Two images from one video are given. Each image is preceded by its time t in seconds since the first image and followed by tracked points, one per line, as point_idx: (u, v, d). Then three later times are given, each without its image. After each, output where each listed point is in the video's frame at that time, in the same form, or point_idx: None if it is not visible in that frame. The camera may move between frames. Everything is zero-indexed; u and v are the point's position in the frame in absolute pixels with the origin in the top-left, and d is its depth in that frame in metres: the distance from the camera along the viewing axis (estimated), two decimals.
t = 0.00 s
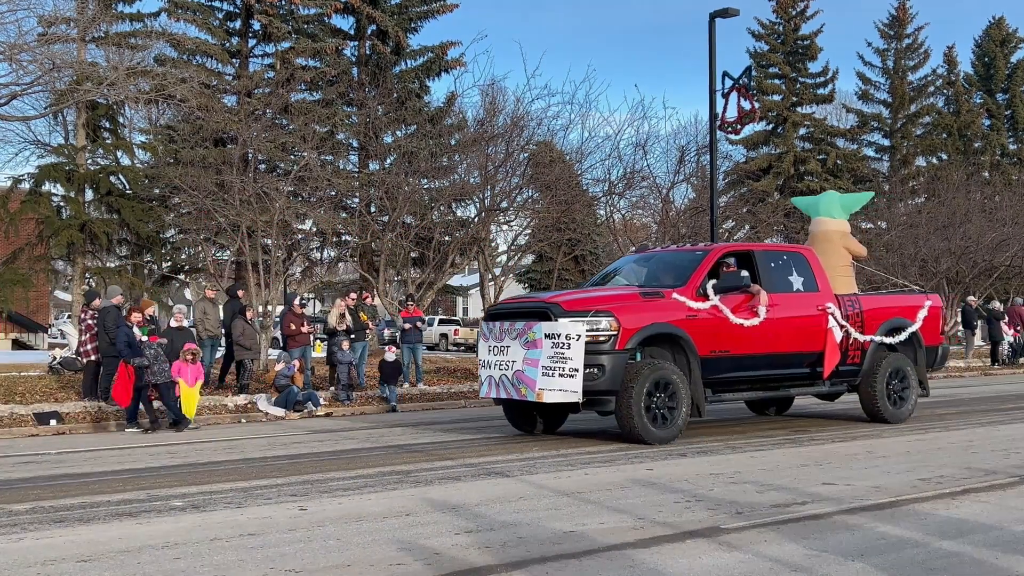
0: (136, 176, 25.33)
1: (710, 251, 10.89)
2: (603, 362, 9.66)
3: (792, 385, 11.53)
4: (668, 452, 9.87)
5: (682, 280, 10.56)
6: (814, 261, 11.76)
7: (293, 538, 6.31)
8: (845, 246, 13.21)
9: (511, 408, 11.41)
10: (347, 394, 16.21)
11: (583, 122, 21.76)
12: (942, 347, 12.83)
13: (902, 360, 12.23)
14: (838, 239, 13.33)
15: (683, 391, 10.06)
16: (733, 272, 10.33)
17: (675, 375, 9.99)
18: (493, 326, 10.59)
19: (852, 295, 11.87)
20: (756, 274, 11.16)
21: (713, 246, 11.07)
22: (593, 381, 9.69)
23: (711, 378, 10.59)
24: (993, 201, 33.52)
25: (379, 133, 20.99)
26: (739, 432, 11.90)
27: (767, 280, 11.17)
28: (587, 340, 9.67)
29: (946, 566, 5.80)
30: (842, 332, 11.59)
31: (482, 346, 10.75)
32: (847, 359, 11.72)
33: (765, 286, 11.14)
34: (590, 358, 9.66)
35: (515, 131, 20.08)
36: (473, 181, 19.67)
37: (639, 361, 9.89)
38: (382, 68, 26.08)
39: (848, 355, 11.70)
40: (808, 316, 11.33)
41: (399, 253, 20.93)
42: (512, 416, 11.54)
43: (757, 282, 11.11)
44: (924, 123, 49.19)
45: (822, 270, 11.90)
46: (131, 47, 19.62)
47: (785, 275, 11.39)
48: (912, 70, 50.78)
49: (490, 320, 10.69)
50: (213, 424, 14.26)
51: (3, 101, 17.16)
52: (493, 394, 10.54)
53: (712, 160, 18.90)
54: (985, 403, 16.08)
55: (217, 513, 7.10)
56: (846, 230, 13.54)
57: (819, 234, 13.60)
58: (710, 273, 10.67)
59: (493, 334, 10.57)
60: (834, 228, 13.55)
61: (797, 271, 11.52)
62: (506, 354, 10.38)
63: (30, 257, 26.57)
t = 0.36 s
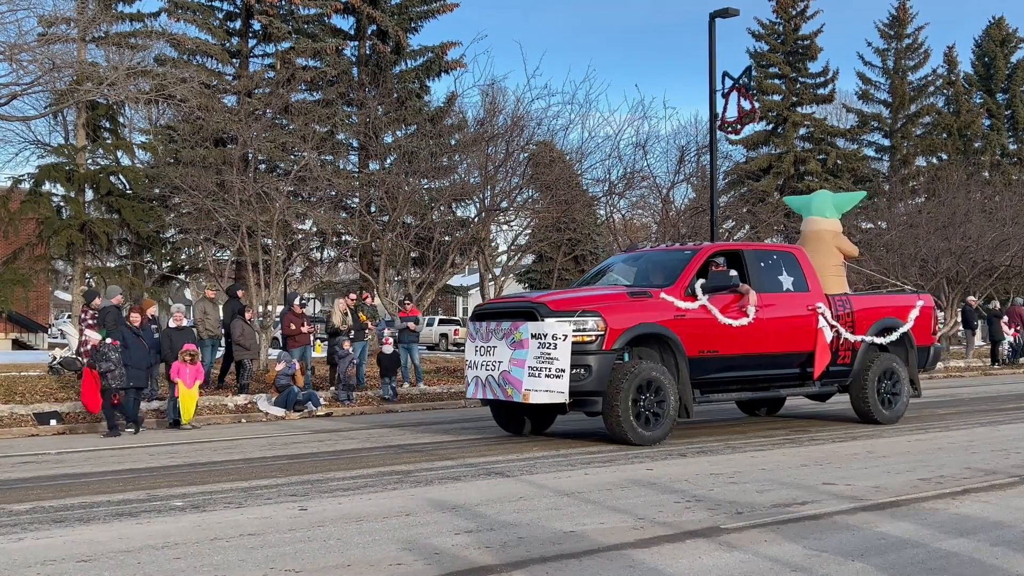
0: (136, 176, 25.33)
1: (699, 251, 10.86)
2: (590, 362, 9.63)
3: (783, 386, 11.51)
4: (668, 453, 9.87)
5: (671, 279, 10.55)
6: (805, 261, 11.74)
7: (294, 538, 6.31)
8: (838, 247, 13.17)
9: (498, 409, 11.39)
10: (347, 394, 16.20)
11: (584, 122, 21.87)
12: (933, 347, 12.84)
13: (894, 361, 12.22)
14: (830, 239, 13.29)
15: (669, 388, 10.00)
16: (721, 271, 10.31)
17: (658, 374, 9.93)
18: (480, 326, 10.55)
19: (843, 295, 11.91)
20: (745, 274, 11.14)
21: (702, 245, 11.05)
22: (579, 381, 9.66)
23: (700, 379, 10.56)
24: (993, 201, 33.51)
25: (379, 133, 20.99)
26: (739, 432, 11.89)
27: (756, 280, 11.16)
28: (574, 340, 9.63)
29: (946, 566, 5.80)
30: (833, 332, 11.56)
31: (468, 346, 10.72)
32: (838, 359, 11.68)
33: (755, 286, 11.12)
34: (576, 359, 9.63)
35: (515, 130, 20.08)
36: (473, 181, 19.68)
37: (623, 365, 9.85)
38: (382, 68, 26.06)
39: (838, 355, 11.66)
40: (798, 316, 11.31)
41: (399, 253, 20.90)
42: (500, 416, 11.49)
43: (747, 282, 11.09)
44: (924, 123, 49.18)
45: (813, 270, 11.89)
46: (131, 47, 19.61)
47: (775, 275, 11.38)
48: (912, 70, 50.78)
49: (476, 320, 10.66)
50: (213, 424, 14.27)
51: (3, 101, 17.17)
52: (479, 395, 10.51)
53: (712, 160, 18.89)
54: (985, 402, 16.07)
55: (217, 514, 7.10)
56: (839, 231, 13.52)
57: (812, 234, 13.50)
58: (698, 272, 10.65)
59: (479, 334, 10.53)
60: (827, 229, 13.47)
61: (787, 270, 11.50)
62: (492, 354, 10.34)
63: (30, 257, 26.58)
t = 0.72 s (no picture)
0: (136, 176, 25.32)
1: (688, 250, 10.85)
2: (577, 363, 9.60)
3: (773, 386, 11.50)
4: (668, 453, 9.88)
5: (659, 279, 10.52)
6: (795, 261, 11.74)
7: (294, 539, 6.31)
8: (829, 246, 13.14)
9: (486, 409, 11.33)
10: (347, 394, 16.21)
11: (584, 123, 21.88)
12: (926, 347, 12.80)
13: (887, 363, 12.20)
14: (821, 238, 13.27)
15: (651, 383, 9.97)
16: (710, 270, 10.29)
17: (637, 374, 9.87)
18: (467, 326, 10.50)
19: (833, 295, 11.91)
20: (735, 273, 11.14)
21: (691, 245, 11.03)
22: (566, 382, 9.63)
23: (689, 379, 10.54)
24: (993, 201, 33.51)
25: (379, 133, 21.00)
26: (738, 432, 11.89)
27: (746, 279, 11.14)
28: (560, 340, 9.59)
29: (946, 566, 5.80)
30: (823, 332, 11.55)
31: (456, 347, 10.66)
32: (828, 360, 11.67)
33: (745, 285, 11.11)
34: (564, 359, 9.61)
35: (515, 130, 20.09)
36: (473, 181, 19.70)
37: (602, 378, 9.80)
38: (382, 68, 26.04)
39: (829, 355, 11.66)
40: (788, 316, 11.30)
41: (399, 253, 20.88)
42: (487, 416, 11.47)
43: (737, 282, 11.08)
44: (924, 123, 49.19)
45: (803, 269, 11.88)
46: (131, 47, 19.62)
47: (765, 274, 11.37)
48: (912, 70, 50.78)
49: (464, 321, 10.61)
50: (213, 424, 14.27)
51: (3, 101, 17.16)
52: (466, 396, 10.46)
53: (712, 160, 18.89)
54: (985, 403, 16.06)
55: (218, 514, 7.10)
56: (831, 229, 13.50)
57: (802, 233, 13.46)
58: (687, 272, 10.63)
59: (467, 334, 10.49)
60: (818, 228, 13.43)
61: (777, 270, 11.50)
62: (480, 354, 10.29)
63: (30, 257, 26.58)
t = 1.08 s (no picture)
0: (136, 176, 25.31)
1: (677, 250, 10.83)
2: (564, 363, 9.57)
3: (764, 386, 11.46)
4: (668, 453, 9.88)
5: (648, 279, 10.49)
6: (785, 261, 11.72)
7: (294, 538, 6.31)
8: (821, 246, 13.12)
9: (473, 409, 11.28)
10: (347, 394, 16.21)
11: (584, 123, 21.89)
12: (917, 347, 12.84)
13: (876, 363, 12.17)
14: (812, 238, 13.19)
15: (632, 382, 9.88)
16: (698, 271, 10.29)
17: (618, 380, 9.77)
18: (453, 326, 10.44)
19: (824, 295, 11.90)
20: (724, 273, 11.13)
21: (680, 245, 11.01)
22: (553, 383, 9.61)
23: (678, 379, 10.51)
24: (993, 201, 33.51)
25: (379, 133, 20.98)
26: (738, 432, 11.88)
27: (735, 279, 11.13)
28: (547, 340, 9.56)
29: (946, 566, 5.79)
30: (813, 333, 11.54)
31: (441, 347, 10.57)
32: (819, 360, 11.66)
33: (734, 285, 11.10)
34: (550, 360, 9.57)
35: (515, 131, 20.10)
36: (473, 181, 19.72)
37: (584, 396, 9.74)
38: (382, 68, 26.05)
39: (819, 356, 11.65)
40: (778, 316, 11.28)
41: (399, 253, 20.87)
42: (474, 417, 11.40)
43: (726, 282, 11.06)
44: (924, 123, 49.19)
45: (793, 270, 11.87)
46: (131, 48, 19.61)
47: (754, 274, 11.35)
48: (912, 70, 50.78)
49: (450, 320, 10.54)
50: (214, 424, 14.27)
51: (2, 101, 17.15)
52: (452, 396, 10.37)
53: (712, 160, 18.89)
54: (985, 403, 16.05)
55: (218, 513, 7.09)
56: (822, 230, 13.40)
57: (795, 232, 13.41)
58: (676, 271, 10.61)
59: (453, 334, 10.40)
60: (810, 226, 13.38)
61: (767, 270, 11.49)
62: (466, 355, 10.22)
63: (30, 258, 26.59)
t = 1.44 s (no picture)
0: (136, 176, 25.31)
1: (663, 250, 10.81)
2: (548, 363, 9.53)
3: (753, 387, 11.43)
4: (668, 453, 9.89)
5: (634, 279, 10.47)
6: (773, 260, 11.69)
7: (293, 538, 6.31)
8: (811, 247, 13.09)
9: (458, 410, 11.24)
10: (348, 394, 16.18)
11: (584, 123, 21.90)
12: (907, 348, 12.84)
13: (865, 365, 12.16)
14: (802, 238, 13.16)
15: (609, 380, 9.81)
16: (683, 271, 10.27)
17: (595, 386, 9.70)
18: (437, 326, 10.38)
19: (814, 295, 11.87)
20: (711, 272, 11.10)
21: (666, 244, 10.99)
22: (536, 383, 9.57)
23: (665, 380, 10.48)
24: (993, 201, 33.51)
25: (379, 133, 20.95)
26: (738, 432, 11.89)
27: (722, 279, 11.10)
28: (531, 340, 9.51)
29: (946, 566, 5.79)
30: (802, 333, 11.51)
31: (425, 347, 10.50)
32: (808, 361, 11.63)
33: (722, 285, 11.06)
34: (534, 360, 9.53)
35: (515, 131, 20.11)
36: (473, 181, 19.74)
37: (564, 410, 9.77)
38: (382, 68, 26.05)
39: (808, 356, 11.62)
40: (766, 317, 11.24)
41: (399, 253, 20.84)
42: (460, 419, 11.34)
43: (713, 281, 11.03)
44: (924, 123, 49.19)
45: (782, 269, 11.84)
46: (131, 48, 19.62)
47: (742, 274, 11.32)
48: (912, 70, 50.78)
49: (435, 321, 10.48)
50: (214, 424, 14.28)
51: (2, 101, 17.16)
52: (436, 397, 10.31)
53: (712, 160, 18.90)
54: (984, 403, 16.04)
55: (218, 514, 7.09)
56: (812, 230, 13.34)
57: (787, 230, 13.38)
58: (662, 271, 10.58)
59: (437, 334, 10.34)
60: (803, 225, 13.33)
61: (754, 269, 11.45)
62: (449, 355, 10.15)
63: (30, 258, 26.60)
